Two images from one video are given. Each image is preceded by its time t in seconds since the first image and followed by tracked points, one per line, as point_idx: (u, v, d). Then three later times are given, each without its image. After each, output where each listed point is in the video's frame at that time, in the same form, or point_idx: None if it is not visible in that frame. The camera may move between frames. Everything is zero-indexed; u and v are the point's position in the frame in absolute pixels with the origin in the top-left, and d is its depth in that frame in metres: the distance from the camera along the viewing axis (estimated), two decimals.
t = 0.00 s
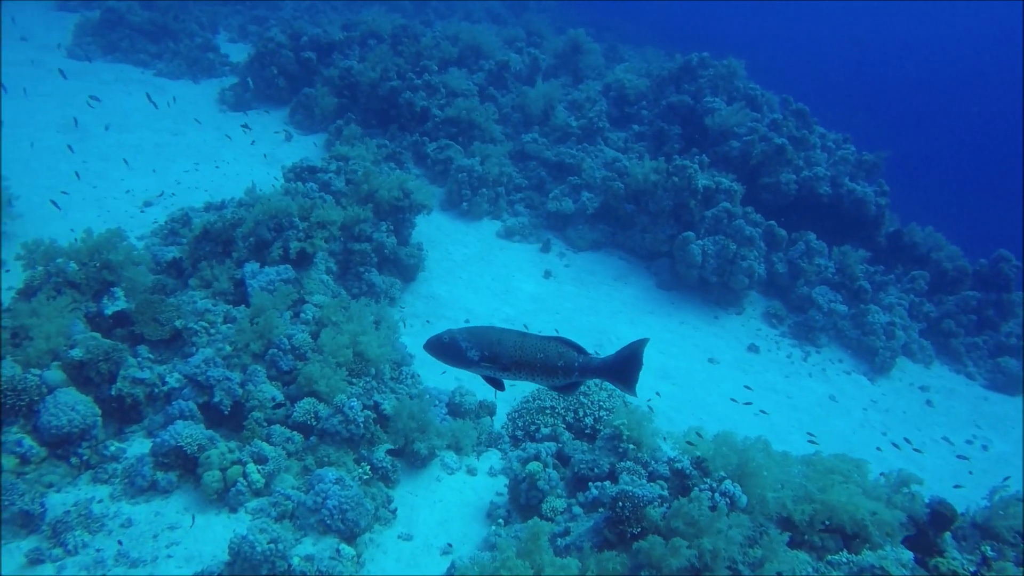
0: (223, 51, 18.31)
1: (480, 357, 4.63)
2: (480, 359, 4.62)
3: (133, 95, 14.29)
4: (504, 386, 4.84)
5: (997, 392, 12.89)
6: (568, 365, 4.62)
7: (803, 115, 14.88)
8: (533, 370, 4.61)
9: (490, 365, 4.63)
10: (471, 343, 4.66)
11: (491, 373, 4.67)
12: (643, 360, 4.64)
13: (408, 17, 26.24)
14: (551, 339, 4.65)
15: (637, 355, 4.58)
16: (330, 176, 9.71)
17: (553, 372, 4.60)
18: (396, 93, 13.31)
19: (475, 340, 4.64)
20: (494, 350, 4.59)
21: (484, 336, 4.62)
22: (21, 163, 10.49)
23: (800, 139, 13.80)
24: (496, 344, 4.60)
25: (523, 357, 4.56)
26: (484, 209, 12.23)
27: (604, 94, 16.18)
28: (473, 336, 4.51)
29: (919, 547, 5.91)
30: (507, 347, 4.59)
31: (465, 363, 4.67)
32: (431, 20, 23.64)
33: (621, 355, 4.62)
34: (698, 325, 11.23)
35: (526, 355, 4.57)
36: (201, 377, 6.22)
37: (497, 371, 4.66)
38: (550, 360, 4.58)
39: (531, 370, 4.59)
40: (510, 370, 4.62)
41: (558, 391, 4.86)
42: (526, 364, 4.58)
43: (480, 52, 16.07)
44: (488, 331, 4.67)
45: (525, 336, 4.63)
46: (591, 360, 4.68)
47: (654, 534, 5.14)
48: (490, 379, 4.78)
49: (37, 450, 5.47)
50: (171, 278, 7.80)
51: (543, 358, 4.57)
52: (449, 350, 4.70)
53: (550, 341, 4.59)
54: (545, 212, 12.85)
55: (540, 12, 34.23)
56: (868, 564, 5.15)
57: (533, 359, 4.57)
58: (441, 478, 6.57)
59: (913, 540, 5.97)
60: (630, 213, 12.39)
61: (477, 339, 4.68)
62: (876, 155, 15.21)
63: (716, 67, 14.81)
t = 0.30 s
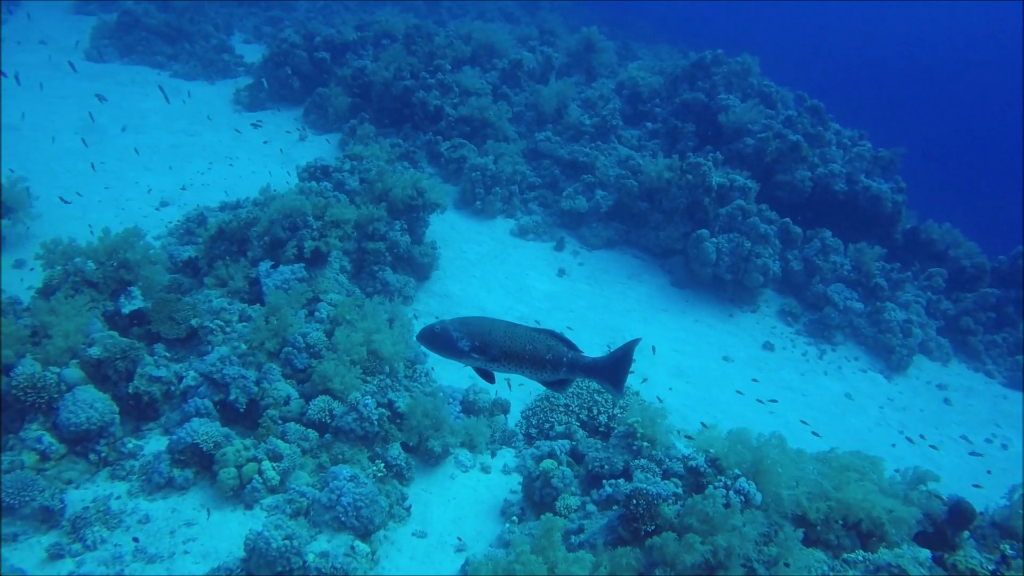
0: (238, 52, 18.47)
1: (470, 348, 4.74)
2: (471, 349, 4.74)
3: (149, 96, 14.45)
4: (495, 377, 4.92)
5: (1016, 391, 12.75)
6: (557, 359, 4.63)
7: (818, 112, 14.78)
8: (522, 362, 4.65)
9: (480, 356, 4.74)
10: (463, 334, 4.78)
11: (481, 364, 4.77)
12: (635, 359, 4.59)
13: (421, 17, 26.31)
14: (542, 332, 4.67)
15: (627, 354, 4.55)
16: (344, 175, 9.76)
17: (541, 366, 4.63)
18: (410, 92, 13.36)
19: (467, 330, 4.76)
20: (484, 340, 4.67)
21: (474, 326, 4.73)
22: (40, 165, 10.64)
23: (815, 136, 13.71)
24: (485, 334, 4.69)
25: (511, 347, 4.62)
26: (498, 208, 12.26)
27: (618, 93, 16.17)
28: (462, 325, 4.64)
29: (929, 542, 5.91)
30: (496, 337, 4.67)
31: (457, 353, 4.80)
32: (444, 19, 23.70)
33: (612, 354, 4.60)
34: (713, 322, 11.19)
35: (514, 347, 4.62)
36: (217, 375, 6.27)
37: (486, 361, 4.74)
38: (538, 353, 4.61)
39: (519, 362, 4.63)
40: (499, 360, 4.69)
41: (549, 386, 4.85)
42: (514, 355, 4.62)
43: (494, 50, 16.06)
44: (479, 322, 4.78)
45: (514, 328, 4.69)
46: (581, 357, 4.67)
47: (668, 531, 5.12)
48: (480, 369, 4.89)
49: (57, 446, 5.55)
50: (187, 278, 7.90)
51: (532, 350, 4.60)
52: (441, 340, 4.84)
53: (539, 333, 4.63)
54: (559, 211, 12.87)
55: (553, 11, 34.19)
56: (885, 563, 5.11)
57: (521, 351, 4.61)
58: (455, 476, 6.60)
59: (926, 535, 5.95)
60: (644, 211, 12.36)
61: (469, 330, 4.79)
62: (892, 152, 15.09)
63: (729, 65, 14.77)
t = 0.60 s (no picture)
0: (254, 46, 18.55)
1: (456, 337, 4.58)
2: (456, 338, 4.57)
3: (164, 88, 14.53)
4: (479, 366, 4.83)
5: None
6: (539, 348, 4.62)
7: (833, 115, 14.71)
8: (505, 350, 4.60)
9: (466, 345, 4.58)
10: (447, 323, 4.60)
11: (466, 353, 4.63)
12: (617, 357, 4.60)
13: (436, 13, 26.32)
14: (526, 321, 4.66)
15: (608, 348, 4.54)
16: (356, 170, 9.80)
17: (525, 355, 4.61)
18: (423, 89, 13.36)
19: (451, 319, 4.59)
20: (470, 329, 4.53)
21: (459, 314, 4.57)
22: (56, 155, 10.74)
23: (829, 138, 13.65)
24: (471, 322, 4.55)
25: (496, 336, 4.54)
26: (509, 205, 12.27)
27: (631, 92, 16.16)
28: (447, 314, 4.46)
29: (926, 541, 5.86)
30: (481, 326, 4.55)
31: (440, 342, 4.61)
32: (459, 16, 23.70)
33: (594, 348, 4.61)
34: (722, 324, 11.17)
35: (498, 335, 4.56)
36: (226, 366, 6.33)
37: (471, 350, 4.62)
38: (522, 342, 4.58)
39: (503, 350, 4.57)
40: (484, 349, 4.59)
41: (532, 374, 4.85)
42: (498, 344, 4.56)
43: (508, 48, 16.05)
44: (464, 310, 4.62)
45: (500, 315, 4.61)
46: (564, 348, 4.68)
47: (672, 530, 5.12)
48: (465, 358, 4.74)
49: (66, 434, 5.58)
50: (197, 270, 7.98)
51: (516, 338, 4.55)
52: (424, 329, 4.62)
53: (524, 321, 4.61)
54: (570, 209, 12.89)
55: (568, 9, 34.14)
56: (888, 566, 5.10)
57: (505, 340, 4.56)
58: (461, 472, 6.63)
59: (929, 536, 5.90)
60: (656, 211, 12.33)
61: (453, 318, 4.62)
62: (906, 156, 15.01)
63: (744, 66, 14.74)
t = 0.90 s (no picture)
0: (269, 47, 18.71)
1: (442, 329, 4.64)
2: (443, 330, 4.63)
3: (180, 88, 14.71)
4: (465, 356, 4.95)
5: None
6: (527, 337, 4.84)
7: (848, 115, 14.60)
8: (493, 340, 4.77)
9: (453, 336, 4.67)
10: (433, 314, 4.65)
11: (453, 344, 4.73)
12: (601, 341, 4.98)
13: (449, 14, 26.42)
14: (512, 311, 4.84)
15: (593, 334, 4.90)
16: (369, 170, 9.86)
17: (513, 344, 4.80)
18: (436, 89, 13.41)
19: (437, 311, 4.64)
20: (456, 320, 4.63)
21: (446, 306, 4.66)
22: (76, 154, 10.93)
23: (843, 139, 13.55)
24: (457, 313, 4.65)
25: (484, 326, 4.69)
26: (521, 205, 12.29)
27: (644, 93, 16.13)
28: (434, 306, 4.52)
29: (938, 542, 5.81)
30: (468, 317, 4.67)
31: (427, 335, 4.66)
32: (472, 18, 23.77)
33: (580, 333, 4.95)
34: (734, 325, 11.11)
35: (486, 325, 4.71)
36: (239, 363, 6.40)
37: (458, 341, 4.72)
38: (510, 331, 4.77)
39: (492, 340, 4.74)
40: (471, 339, 4.71)
41: (519, 362, 5.06)
42: (487, 334, 4.71)
43: (521, 49, 16.07)
44: (449, 302, 4.72)
45: (486, 306, 4.76)
46: (550, 336, 4.95)
47: (682, 530, 5.11)
48: (451, 350, 4.83)
49: (83, 428, 5.70)
50: (212, 267, 8.10)
51: (504, 328, 4.75)
52: (410, 322, 4.66)
53: (511, 311, 4.79)
54: (582, 209, 12.88)
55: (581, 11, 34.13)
56: (902, 568, 5.06)
57: (493, 329, 4.72)
58: (472, 470, 6.65)
59: (943, 537, 5.87)
60: (668, 211, 12.27)
61: (438, 310, 4.69)
62: (922, 157, 14.86)
63: (758, 66, 14.67)
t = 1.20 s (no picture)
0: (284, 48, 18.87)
1: (427, 319, 4.63)
2: (428, 320, 4.63)
3: (198, 88, 14.89)
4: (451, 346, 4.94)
5: None
6: (514, 327, 4.81)
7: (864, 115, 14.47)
8: (479, 331, 4.75)
9: (438, 326, 4.67)
10: (418, 304, 4.62)
11: (438, 334, 4.73)
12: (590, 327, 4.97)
13: (463, 15, 26.47)
14: (499, 301, 4.78)
15: (581, 321, 4.87)
16: (383, 169, 9.94)
17: (499, 335, 4.78)
18: (450, 89, 13.46)
19: (423, 301, 4.61)
20: (441, 311, 4.61)
21: (431, 296, 4.62)
22: (96, 154, 11.08)
23: (860, 139, 13.44)
24: (443, 304, 4.62)
25: (469, 317, 4.66)
26: (534, 205, 12.30)
27: (658, 93, 16.06)
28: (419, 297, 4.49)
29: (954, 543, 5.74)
30: (454, 307, 4.64)
31: (412, 324, 4.66)
32: (487, 19, 23.79)
33: (569, 324, 4.88)
34: (748, 326, 11.06)
35: (471, 316, 4.68)
36: (253, 359, 6.49)
37: (444, 332, 4.72)
38: (496, 322, 4.74)
39: (477, 331, 4.73)
40: (457, 330, 4.71)
41: (506, 351, 5.05)
42: (472, 325, 4.69)
43: (535, 49, 16.07)
44: (435, 292, 4.67)
45: (471, 297, 4.71)
46: (537, 325, 4.91)
47: (693, 529, 5.11)
48: (436, 340, 4.84)
49: (100, 421, 5.80)
50: (227, 264, 8.21)
51: (490, 319, 4.72)
52: (395, 311, 4.64)
53: (496, 302, 4.73)
54: (596, 209, 12.85)
55: (594, 11, 34.07)
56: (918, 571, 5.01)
57: (479, 320, 4.69)
58: (483, 468, 6.70)
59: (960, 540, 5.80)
60: (682, 211, 12.23)
61: (423, 300, 4.66)
62: (940, 158, 14.69)
63: (773, 66, 14.58)
